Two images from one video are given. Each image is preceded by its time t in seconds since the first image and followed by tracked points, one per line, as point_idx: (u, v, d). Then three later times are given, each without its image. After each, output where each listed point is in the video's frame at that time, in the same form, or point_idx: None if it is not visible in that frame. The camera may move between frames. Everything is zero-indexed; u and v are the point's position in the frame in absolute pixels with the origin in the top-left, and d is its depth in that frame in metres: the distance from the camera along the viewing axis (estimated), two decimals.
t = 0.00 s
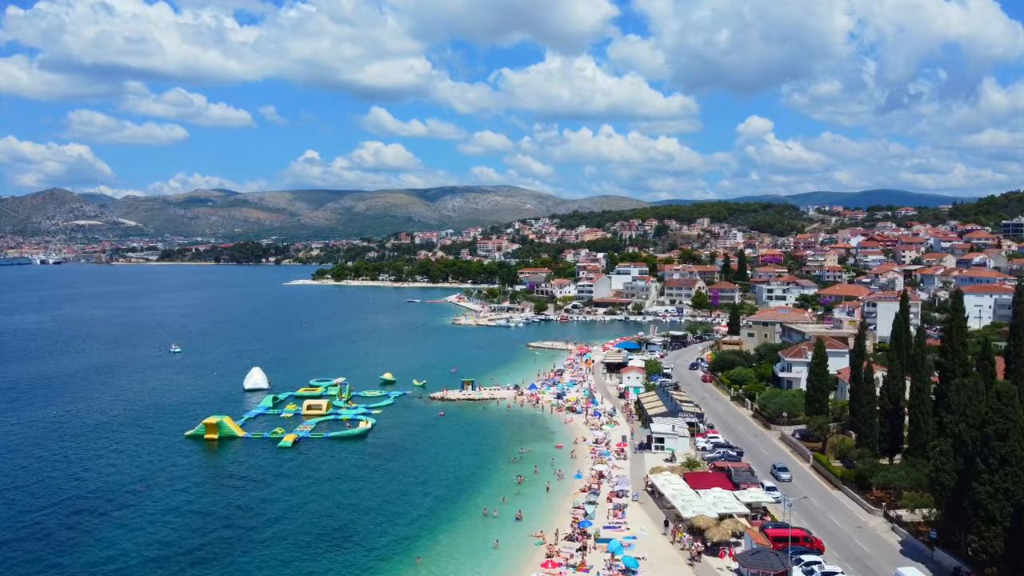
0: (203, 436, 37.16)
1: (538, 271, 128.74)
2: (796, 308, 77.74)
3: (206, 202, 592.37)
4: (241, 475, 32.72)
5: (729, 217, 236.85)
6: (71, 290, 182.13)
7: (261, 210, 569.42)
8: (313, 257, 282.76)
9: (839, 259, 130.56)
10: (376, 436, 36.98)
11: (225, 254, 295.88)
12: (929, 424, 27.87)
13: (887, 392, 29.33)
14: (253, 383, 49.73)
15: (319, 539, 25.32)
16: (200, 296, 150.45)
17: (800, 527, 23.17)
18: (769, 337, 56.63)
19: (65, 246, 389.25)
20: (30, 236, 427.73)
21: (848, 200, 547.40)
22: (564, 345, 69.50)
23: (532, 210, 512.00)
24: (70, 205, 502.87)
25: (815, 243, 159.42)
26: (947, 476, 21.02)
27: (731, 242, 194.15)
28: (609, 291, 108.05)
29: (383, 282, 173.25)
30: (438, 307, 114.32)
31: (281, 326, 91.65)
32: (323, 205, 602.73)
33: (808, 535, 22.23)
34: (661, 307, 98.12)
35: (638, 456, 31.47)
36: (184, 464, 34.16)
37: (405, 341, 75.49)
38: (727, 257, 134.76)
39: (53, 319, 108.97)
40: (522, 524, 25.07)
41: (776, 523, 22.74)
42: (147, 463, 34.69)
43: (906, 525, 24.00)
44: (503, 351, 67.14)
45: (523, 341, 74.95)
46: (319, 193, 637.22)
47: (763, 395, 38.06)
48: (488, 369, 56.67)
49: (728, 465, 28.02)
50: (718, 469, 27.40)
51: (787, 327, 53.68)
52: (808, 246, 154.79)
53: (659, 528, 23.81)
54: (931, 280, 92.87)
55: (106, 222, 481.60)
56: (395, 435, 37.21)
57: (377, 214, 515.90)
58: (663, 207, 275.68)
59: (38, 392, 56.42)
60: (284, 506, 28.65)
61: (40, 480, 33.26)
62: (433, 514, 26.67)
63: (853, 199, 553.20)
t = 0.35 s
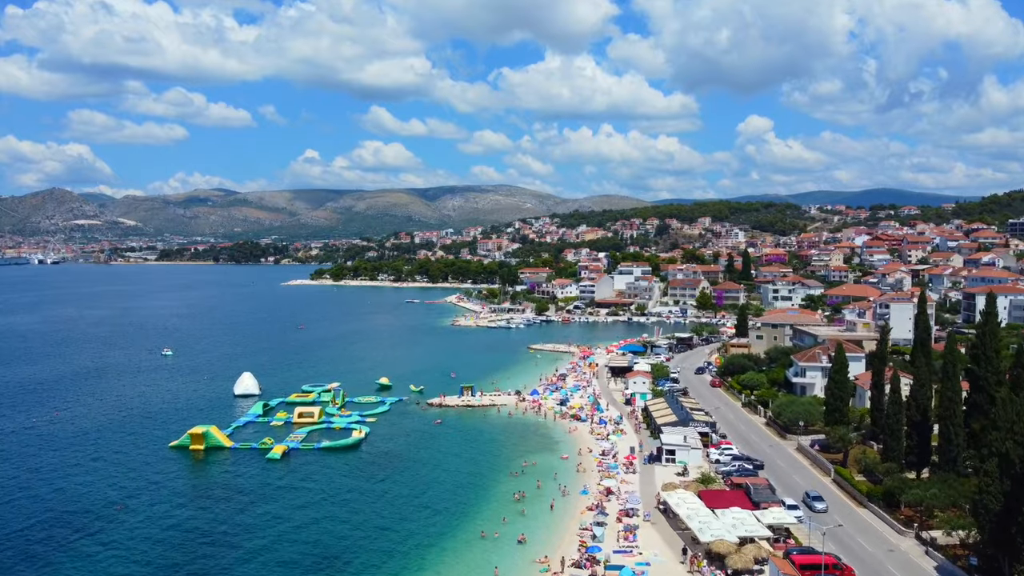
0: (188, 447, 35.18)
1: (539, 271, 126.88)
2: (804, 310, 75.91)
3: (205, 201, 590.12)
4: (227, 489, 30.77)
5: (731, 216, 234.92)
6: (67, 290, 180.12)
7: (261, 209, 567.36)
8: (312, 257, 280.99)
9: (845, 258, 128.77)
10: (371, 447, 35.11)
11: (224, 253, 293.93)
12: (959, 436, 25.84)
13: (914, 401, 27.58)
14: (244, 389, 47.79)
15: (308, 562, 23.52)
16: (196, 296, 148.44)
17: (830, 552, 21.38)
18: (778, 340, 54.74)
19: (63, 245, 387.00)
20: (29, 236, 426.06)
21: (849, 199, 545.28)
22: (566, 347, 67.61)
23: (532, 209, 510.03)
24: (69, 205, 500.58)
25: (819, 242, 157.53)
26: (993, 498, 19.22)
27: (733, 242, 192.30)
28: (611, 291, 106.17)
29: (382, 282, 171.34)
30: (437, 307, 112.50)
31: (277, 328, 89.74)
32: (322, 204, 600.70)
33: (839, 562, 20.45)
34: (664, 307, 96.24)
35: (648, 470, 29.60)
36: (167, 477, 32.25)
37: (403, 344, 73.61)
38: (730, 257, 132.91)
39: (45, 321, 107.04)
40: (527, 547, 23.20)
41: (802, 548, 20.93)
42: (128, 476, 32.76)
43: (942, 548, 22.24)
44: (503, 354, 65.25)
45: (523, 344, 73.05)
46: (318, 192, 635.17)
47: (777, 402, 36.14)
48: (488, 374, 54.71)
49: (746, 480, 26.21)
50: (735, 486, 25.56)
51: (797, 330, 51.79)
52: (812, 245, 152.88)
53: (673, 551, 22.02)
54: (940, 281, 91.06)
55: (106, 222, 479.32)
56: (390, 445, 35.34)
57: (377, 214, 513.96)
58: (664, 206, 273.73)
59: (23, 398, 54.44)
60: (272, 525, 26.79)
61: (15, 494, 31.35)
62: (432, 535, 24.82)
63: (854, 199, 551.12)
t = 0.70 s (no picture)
0: (148, 461, 32.96)
1: (521, 271, 125.02)
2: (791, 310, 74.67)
3: (182, 200, 581.82)
4: (188, 507, 28.56)
5: (713, 215, 234.43)
6: (38, 291, 175.55)
7: (240, 208, 560.37)
8: (291, 257, 277.01)
9: (829, 257, 128.14)
10: (345, 459, 33.00)
11: (201, 253, 289.12)
12: (972, 447, 24.69)
13: (922, 410, 26.07)
14: (213, 397, 45.43)
15: None
16: (170, 297, 144.96)
17: None
18: (767, 341, 53.29)
19: (36, 245, 378.99)
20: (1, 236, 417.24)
21: (829, 199, 548.85)
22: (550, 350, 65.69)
23: (513, 208, 508.07)
24: (42, 203, 491.06)
25: (801, 241, 157.05)
26: None
27: (716, 241, 191.58)
28: (594, 291, 104.53)
29: (362, 282, 168.62)
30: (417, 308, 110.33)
31: (252, 330, 87.10)
32: (302, 203, 594.51)
33: None
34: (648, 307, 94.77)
35: (641, 484, 27.80)
36: (124, 494, 29.96)
37: (381, 346, 71.41)
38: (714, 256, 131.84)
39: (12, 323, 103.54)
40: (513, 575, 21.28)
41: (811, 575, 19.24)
42: (83, 493, 30.39)
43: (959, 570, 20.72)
44: (484, 357, 63.23)
45: (505, 346, 71.03)
46: (298, 191, 628.80)
47: (771, 408, 34.48)
48: (470, 379, 52.68)
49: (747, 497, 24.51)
50: (735, 503, 23.84)
51: (788, 332, 50.26)
52: (795, 245, 152.40)
53: None
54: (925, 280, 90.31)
55: (81, 220, 470.52)
56: (365, 457, 33.25)
57: (357, 213, 509.39)
58: (646, 206, 272.88)
59: None
60: (237, 549, 24.64)
61: None
62: (411, 561, 22.82)
63: (834, 198, 554.77)
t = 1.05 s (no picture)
0: (127, 475, 31.04)
1: (522, 271, 123.12)
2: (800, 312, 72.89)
3: (182, 200, 579.65)
4: (168, 525, 26.62)
5: (714, 215, 232.60)
6: (33, 291, 173.62)
7: (239, 208, 558.48)
8: (290, 257, 274.67)
9: (834, 257, 126.26)
10: (338, 473, 31.10)
11: (199, 252, 287.15)
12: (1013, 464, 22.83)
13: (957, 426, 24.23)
14: (202, 403, 43.50)
15: None
16: (167, 297, 143.07)
17: None
18: (778, 345, 51.46)
19: (34, 245, 376.81)
20: None
21: (829, 199, 547.29)
22: (552, 352, 63.86)
23: (513, 207, 505.84)
24: (42, 202, 489.04)
25: (805, 241, 155.16)
26: None
27: (719, 240, 189.76)
28: (596, 292, 102.71)
29: (360, 282, 166.72)
30: (416, 309, 108.44)
31: (246, 332, 85.18)
32: (301, 203, 592.40)
33: None
34: (652, 308, 93.01)
35: (653, 501, 25.93)
36: (101, 510, 28.01)
37: (378, 349, 69.54)
38: (717, 257, 129.85)
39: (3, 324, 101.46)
40: None
41: None
42: (56, 508, 28.41)
43: None
44: (485, 361, 61.31)
45: (506, 348, 69.16)
46: (297, 191, 626.65)
47: (788, 417, 32.64)
48: (470, 383, 50.71)
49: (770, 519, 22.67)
50: (757, 527, 22.01)
51: (800, 335, 48.35)
52: (799, 244, 150.50)
53: None
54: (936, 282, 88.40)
55: (80, 220, 468.46)
56: (359, 470, 31.41)
57: (357, 212, 507.42)
58: (647, 205, 270.73)
59: None
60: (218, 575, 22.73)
61: None
62: None
63: (835, 198, 552.72)
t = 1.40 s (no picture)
0: (103, 490, 29.15)
1: (522, 271, 121.22)
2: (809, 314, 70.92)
3: (181, 200, 577.67)
4: (143, 546, 24.68)
5: (715, 215, 230.71)
6: (29, 292, 171.64)
7: (239, 207, 556.69)
8: (289, 256, 272.56)
9: (840, 257, 124.29)
10: (329, 488, 29.22)
11: (198, 253, 285.28)
12: None
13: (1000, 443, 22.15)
14: (189, 410, 41.60)
15: None
16: (163, 298, 141.22)
17: None
18: (788, 348, 49.51)
19: (33, 245, 374.80)
20: None
21: (830, 198, 545.30)
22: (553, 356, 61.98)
23: (513, 207, 503.87)
24: (42, 202, 487.27)
25: (809, 241, 153.24)
26: None
27: (721, 240, 187.73)
28: (598, 293, 100.81)
29: (359, 282, 164.78)
30: (415, 310, 106.64)
31: (241, 335, 83.31)
32: (301, 203, 590.47)
33: None
34: (655, 309, 91.15)
35: (666, 521, 24.05)
36: (73, 529, 26.11)
37: (375, 352, 67.63)
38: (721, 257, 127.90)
39: None
40: None
41: None
42: (26, 527, 26.53)
43: None
44: (485, 365, 59.38)
45: (506, 351, 67.25)
46: (297, 190, 624.64)
47: (807, 428, 30.70)
48: (471, 389, 48.74)
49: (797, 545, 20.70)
50: (784, 554, 20.13)
51: (812, 338, 46.42)
52: (803, 244, 148.47)
53: None
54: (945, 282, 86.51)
55: (80, 220, 466.64)
56: (351, 486, 29.49)
57: (357, 212, 505.46)
58: (648, 205, 268.62)
59: None
60: None
61: None
62: None
63: (836, 198, 550.60)
